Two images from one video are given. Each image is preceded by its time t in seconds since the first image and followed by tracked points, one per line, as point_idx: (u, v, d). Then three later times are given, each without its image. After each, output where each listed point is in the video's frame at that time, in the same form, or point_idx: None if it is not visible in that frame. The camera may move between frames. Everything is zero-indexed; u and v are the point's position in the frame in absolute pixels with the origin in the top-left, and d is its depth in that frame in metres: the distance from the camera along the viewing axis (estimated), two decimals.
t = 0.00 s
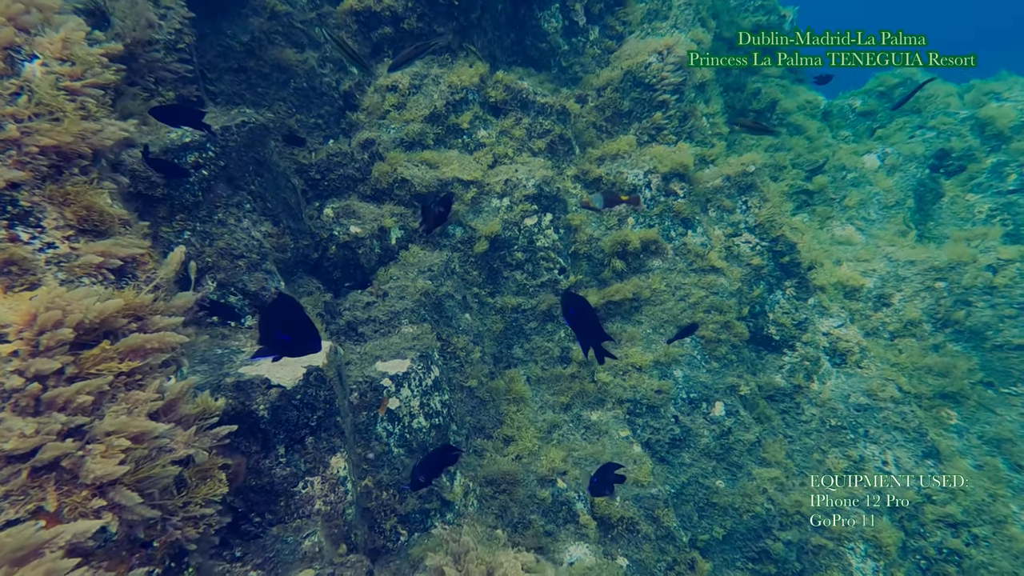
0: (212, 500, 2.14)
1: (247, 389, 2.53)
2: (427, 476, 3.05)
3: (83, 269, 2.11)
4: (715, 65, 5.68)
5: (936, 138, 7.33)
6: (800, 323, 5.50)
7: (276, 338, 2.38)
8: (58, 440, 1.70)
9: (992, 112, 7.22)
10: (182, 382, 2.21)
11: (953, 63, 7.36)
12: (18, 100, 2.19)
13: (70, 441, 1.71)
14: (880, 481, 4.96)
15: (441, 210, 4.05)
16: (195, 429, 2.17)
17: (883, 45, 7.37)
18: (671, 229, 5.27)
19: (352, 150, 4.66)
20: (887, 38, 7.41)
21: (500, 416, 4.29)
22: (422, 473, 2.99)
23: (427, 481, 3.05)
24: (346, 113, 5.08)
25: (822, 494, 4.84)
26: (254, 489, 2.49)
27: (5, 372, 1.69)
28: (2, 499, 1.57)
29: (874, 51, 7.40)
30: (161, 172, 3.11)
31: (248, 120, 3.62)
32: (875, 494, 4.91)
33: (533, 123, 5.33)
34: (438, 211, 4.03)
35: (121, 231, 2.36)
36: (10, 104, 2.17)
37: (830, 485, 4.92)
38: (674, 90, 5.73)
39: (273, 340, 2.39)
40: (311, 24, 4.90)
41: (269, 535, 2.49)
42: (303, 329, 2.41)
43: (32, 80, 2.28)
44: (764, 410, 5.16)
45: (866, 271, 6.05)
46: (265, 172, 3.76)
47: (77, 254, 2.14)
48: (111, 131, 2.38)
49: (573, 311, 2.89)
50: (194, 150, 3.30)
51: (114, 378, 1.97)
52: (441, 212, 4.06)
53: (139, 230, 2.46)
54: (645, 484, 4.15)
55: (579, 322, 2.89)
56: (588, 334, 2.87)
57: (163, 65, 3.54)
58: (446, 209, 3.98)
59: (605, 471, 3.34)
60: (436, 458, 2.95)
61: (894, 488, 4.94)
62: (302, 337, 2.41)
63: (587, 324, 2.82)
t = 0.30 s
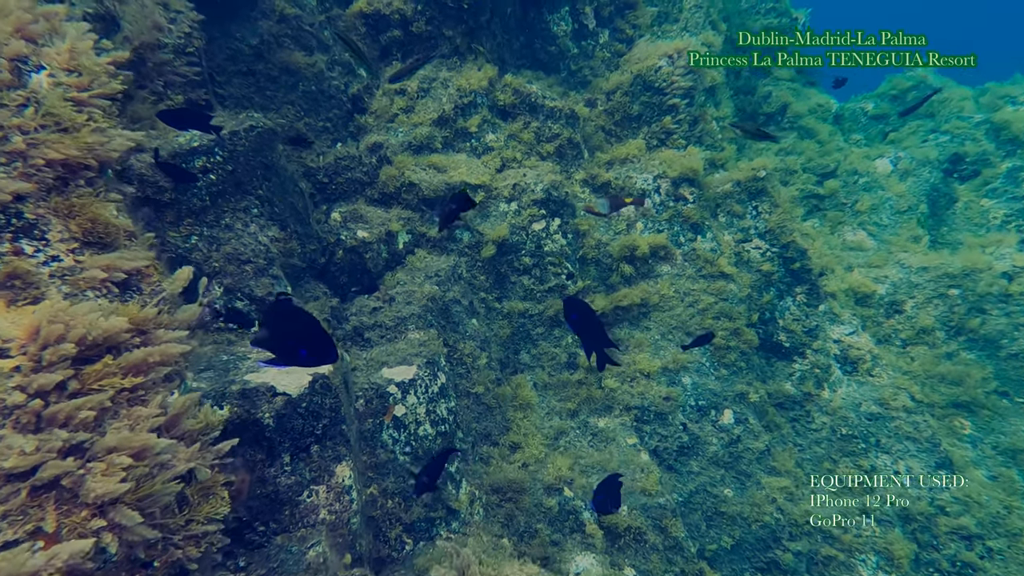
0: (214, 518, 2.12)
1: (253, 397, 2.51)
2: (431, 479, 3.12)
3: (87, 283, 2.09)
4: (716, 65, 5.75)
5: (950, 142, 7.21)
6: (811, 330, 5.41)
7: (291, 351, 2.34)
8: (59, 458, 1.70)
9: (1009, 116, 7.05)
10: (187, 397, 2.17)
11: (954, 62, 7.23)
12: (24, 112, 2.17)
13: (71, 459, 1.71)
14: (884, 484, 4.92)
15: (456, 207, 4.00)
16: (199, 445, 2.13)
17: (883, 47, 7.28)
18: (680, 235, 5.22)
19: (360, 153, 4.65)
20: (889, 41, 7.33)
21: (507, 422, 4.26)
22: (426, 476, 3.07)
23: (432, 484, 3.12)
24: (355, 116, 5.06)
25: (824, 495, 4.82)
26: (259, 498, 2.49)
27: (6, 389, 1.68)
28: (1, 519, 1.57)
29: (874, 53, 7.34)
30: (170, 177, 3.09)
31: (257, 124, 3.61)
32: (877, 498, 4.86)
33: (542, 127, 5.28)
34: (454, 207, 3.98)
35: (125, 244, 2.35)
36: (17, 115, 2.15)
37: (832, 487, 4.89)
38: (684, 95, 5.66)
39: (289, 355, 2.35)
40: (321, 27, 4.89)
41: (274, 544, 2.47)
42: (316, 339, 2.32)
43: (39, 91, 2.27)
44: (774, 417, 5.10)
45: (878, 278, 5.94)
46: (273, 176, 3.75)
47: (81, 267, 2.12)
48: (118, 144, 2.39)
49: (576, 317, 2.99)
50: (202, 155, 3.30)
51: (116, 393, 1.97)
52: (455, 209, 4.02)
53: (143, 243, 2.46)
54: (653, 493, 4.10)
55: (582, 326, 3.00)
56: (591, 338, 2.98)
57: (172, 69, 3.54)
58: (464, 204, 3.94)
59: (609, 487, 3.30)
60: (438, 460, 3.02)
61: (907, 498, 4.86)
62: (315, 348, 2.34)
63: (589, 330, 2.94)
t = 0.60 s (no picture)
0: (218, 540, 2.08)
1: (260, 407, 2.50)
2: (435, 477, 3.04)
3: (93, 299, 2.08)
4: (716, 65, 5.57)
5: (968, 147, 7.08)
6: (824, 339, 5.34)
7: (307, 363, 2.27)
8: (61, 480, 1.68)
9: None
10: (193, 415, 2.14)
11: (954, 62, 6.98)
12: (34, 126, 2.13)
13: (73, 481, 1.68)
14: (882, 482, 4.92)
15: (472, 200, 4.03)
16: (204, 466, 2.10)
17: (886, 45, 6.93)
18: (691, 242, 5.16)
19: (369, 158, 4.64)
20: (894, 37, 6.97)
21: (515, 431, 4.22)
22: (430, 470, 2.99)
23: (435, 482, 3.03)
24: (365, 121, 5.05)
25: (822, 494, 4.80)
26: (266, 509, 2.48)
27: (9, 408, 1.66)
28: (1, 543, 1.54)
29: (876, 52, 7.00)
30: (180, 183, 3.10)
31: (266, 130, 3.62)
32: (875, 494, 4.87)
33: (552, 133, 5.24)
34: (470, 201, 3.99)
35: (134, 258, 2.33)
36: (26, 128, 2.12)
37: (830, 485, 4.90)
38: (695, 100, 5.59)
39: (304, 367, 2.28)
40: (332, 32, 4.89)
41: (280, 556, 2.45)
42: (334, 351, 2.27)
43: (50, 105, 2.24)
44: (786, 427, 5.02)
45: (893, 285, 5.76)
46: (282, 182, 3.76)
47: (88, 282, 2.11)
48: (128, 158, 2.37)
49: (581, 324, 3.01)
50: (212, 161, 3.31)
51: (121, 411, 1.95)
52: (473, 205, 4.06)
53: (151, 256, 2.45)
54: (663, 504, 4.03)
55: (586, 333, 3.00)
56: (597, 345, 2.97)
57: (184, 75, 3.55)
58: (481, 197, 3.94)
59: (615, 503, 3.18)
60: (443, 457, 2.95)
61: (923, 512, 4.76)
62: (331, 359, 2.29)
63: (592, 337, 2.94)
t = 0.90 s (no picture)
0: (221, 566, 2.03)
1: (267, 418, 2.48)
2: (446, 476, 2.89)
3: (99, 317, 2.04)
4: (716, 65, 5.58)
5: (987, 155, 6.77)
6: (838, 349, 5.25)
7: (322, 376, 2.37)
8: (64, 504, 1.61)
9: None
10: (198, 436, 2.08)
11: (954, 62, 6.84)
12: (42, 141, 2.11)
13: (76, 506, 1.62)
14: (880, 482, 4.89)
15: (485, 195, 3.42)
16: (208, 489, 2.06)
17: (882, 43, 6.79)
18: (704, 250, 5.10)
19: (380, 164, 4.63)
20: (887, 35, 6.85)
21: (524, 441, 4.17)
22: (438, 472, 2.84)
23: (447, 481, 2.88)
24: (375, 126, 5.03)
25: (822, 493, 4.71)
26: (272, 522, 2.46)
27: (11, 430, 1.60)
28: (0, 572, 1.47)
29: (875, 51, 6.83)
30: (190, 191, 3.10)
31: (277, 138, 3.62)
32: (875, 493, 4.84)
33: (564, 138, 5.22)
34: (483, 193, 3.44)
35: (141, 274, 2.30)
36: (35, 144, 2.10)
37: (830, 485, 4.80)
38: (709, 107, 5.56)
39: (320, 381, 2.37)
40: (343, 37, 4.88)
41: (286, 570, 2.41)
42: (341, 363, 2.31)
43: (60, 119, 2.22)
44: (800, 439, 4.92)
45: (910, 295, 5.71)
46: (292, 190, 3.75)
47: (94, 300, 2.08)
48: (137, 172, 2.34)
49: (585, 332, 3.05)
50: (222, 168, 3.31)
51: (125, 433, 1.88)
52: (488, 199, 3.55)
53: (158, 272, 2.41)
54: (674, 518, 3.96)
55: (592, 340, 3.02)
56: (603, 351, 2.98)
57: (196, 82, 3.54)
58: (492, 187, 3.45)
59: (620, 520, 3.11)
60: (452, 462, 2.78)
61: (941, 528, 4.58)
62: (342, 368, 2.36)
63: (596, 343, 2.98)
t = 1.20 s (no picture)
0: None
1: (273, 430, 2.45)
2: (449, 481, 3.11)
3: (101, 336, 2.00)
4: (716, 65, 5.64)
5: (1005, 162, 6.59)
6: (852, 360, 5.14)
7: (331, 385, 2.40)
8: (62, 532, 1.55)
9: None
10: (197, 459, 2.04)
11: (953, 62, 6.74)
12: (46, 157, 2.08)
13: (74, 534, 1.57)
14: (883, 484, 4.82)
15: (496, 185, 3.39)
16: (207, 514, 2.01)
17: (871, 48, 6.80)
18: (715, 258, 5.03)
19: (389, 171, 4.61)
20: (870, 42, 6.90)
21: (531, 451, 4.11)
22: (443, 473, 3.07)
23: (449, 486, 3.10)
24: (385, 132, 5.01)
25: (822, 495, 4.62)
26: (276, 536, 2.43)
27: (9, 455, 1.55)
28: None
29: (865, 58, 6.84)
30: (198, 199, 3.10)
31: (285, 145, 3.62)
32: (875, 494, 4.78)
33: (574, 145, 5.17)
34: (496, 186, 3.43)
35: (144, 292, 2.26)
36: (39, 160, 2.06)
37: (831, 487, 4.70)
38: (721, 113, 5.47)
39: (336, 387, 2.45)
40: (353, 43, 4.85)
41: None
42: (339, 371, 2.34)
43: (66, 134, 2.19)
44: (813, 451, 4.80)
45: (926, 305, 5.66)
46: (301, 197, 3.73)
47: (96, 319, 2.03)
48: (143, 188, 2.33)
49: (588, 344, 3.12)
50: (231, 176, 3.30)
51: (124, 457, 1.83)
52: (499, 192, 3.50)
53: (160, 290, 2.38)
54: (685, 532, 3.91)
55: (596, 349, 3.12)
56: (608, 359, 3.10)
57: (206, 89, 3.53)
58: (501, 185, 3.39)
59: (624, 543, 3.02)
60: (456, 464, 3.00)
61: (960, 546, 4.44)
62: (345, 374, 2.38)
63: (603, 352, 3.10)
